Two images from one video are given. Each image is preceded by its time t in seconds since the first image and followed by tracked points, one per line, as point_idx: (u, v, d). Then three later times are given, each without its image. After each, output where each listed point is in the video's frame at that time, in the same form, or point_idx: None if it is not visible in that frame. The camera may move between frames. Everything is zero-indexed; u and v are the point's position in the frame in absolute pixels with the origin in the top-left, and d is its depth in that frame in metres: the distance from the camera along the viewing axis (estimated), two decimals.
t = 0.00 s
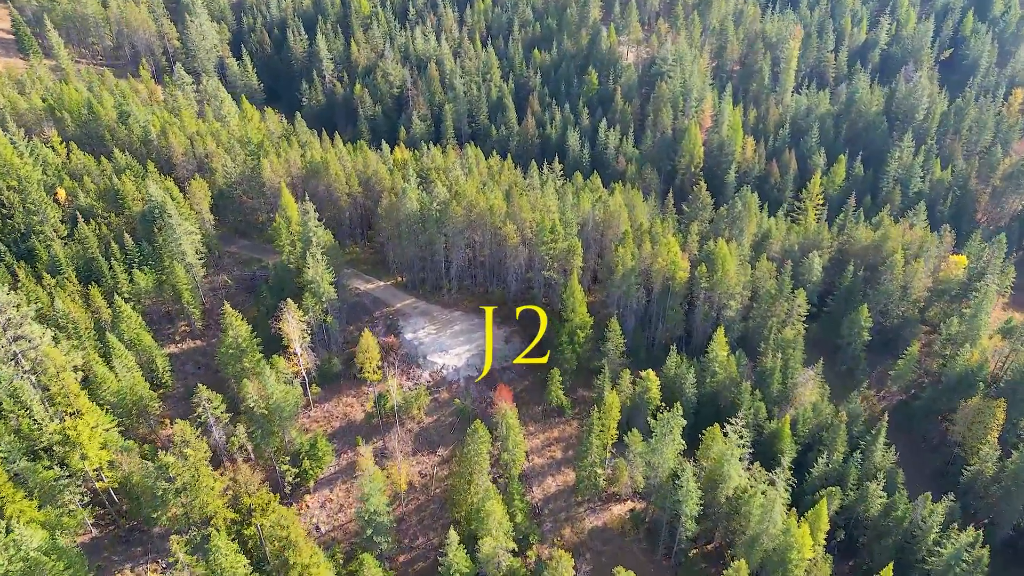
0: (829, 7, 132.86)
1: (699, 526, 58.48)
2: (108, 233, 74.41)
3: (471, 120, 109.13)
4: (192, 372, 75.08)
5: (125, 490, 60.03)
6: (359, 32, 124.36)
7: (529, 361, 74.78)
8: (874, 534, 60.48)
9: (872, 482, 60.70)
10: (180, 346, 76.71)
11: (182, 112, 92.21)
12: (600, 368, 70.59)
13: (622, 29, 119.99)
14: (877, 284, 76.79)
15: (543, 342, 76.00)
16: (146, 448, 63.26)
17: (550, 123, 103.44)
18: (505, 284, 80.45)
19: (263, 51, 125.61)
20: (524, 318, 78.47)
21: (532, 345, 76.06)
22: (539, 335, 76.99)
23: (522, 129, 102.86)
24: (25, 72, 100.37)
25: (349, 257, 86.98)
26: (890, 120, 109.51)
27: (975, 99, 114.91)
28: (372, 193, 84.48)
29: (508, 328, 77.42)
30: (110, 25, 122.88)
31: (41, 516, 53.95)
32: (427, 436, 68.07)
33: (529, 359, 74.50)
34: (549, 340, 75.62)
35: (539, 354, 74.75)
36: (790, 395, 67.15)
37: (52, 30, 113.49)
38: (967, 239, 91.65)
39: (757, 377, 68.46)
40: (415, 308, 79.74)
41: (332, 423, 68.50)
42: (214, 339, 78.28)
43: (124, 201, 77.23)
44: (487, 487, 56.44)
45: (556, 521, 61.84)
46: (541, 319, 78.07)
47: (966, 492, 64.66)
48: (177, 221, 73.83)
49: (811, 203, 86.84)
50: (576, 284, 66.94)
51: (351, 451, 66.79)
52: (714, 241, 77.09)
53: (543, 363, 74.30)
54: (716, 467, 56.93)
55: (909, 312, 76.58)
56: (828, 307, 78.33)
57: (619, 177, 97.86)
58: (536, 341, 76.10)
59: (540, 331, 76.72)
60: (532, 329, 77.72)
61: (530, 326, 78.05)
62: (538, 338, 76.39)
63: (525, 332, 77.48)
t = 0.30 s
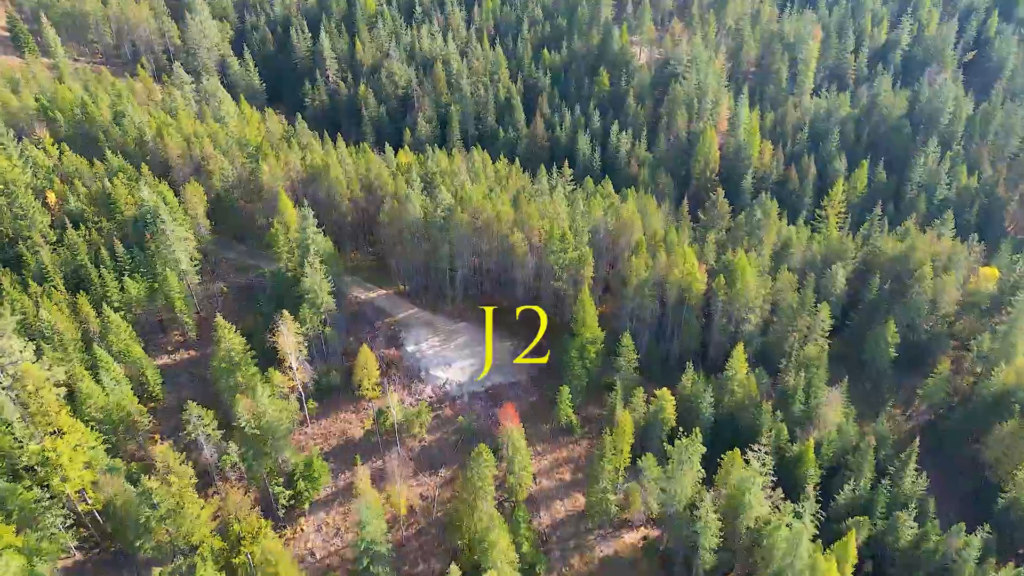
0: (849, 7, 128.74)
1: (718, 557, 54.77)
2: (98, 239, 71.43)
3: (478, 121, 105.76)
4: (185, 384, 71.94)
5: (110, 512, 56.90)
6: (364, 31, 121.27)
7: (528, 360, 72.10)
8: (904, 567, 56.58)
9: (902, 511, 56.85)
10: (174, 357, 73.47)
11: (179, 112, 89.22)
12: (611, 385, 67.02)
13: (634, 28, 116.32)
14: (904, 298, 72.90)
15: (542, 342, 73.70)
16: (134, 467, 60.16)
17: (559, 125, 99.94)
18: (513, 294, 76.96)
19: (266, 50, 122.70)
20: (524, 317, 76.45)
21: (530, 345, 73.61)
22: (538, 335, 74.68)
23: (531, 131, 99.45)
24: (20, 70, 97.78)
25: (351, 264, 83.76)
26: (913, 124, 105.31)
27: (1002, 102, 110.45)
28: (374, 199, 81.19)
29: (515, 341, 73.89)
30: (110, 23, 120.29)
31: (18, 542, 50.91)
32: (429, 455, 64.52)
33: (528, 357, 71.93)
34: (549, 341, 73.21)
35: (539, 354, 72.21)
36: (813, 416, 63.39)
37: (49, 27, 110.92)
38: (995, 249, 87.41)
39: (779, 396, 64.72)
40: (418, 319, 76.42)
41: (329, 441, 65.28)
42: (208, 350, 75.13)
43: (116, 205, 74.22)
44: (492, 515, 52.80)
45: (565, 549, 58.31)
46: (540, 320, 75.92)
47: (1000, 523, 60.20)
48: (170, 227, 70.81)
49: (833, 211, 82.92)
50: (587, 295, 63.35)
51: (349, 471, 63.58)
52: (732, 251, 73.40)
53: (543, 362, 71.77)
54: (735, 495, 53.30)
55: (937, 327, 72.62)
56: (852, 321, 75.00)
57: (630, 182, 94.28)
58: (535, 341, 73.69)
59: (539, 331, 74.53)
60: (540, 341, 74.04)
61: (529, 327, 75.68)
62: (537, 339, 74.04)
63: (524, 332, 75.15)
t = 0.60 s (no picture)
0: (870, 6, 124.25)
1: None
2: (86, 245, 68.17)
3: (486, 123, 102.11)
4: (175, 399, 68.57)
5: (91, 539, 53.53)
6: (369, 29, 117.87)
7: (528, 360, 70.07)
8: None
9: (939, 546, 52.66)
10: (165, 369, 70.15)
11: (176, 112, 85.94)
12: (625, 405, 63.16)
13: (648, 27, 112.28)
14: (935, 314, 68.64)
15: (542, 342, 71.09)
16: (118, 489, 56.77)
17: (570, 128, 96.15)
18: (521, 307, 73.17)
19: (268, 48, 119.42)
20: (523, 316, 72.48)
21: (530, 345, 71.10)
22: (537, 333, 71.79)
23: (540, 134, 95.74)
24: (14, 68, 94.91)
25: (352, 272, 80.30)
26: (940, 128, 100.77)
27: None
28: (376, 205, 77.66)
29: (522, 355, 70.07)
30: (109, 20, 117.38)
31: None
32: (430, 479, 60.92)
33: (528, 358, 69.79)
34: (549, 339, 70.72)
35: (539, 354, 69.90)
36: (841, 441, 59.29)
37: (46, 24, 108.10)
38: None
39: (803, 420, 60.68)
40: (421, 332, 72.79)
41: (325, 462, 61.83)
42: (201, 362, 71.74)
43: (106, 210, 70.95)
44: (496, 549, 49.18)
45: None
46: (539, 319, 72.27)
47: None
48: (161, 234, 67.50)
49: (858, 220, 78.64)
50: (600, 311, 59.53)
51: (345, 495, 60.03)
52: (754, 263, 69.37)
53: (543, 362, 69.84)
54: (760, 530, 49.35)
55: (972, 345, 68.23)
56: (880, 338, 71.08)
57: (644, 188, 90.39)
58: (534, 339, 71.21)
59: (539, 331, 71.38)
60: (549, 356, 70.16)
61: (529, 327, 72.32)
62: (536, 337, 71.40)
63: (523, 332, 72.12)
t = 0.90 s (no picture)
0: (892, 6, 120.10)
1: None
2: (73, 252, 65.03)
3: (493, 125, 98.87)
4: (165, 413, 65.41)
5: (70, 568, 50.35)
6: (374, 28, 114.67)
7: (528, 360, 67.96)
8: None
9: None
10: (154, 383, 67.20)
11: (171, 113, 82.90)
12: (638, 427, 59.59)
13: (662, 27, 108.59)
14: (969, 330, 64.59)
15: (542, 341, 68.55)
16: (101, 514, 53.63)
17: (580, 131, 92.86)
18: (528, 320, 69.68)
19: (270, 47, 116.28)
20: (522, 316, 69.47)
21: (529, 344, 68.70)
22: (537, 330, 69.21)
23: (549, 137, 92.27)
24: (7, 66, 92.20)
25: (353, 280, 77.13)
26: (966, 132, 96.58)
27: None
28: (378, 211, 74.32)
29: (529, 370, 66.54)
30: (108, 18, 114.72)
31: None
32: (432, 504, 57.53)
33: (528, 358, 67.64)
34: (549, 338, 68.16)
35: (538, 355, 67.67)
36: (870, 469, 55.38)
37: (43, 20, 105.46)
38: None
39: (829, 444, 56.95)
40: (423, 344, 69.36)
41: (320, 485, 58.70)
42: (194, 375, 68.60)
43: (94, 216, 67.83)
44: None
45: None
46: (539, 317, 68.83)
47: None
48: (151, 241, 64.36)
49: (885, 228, 74.65)
50: (613, 326, 55.92)
51: (341, 521, 56.64)
52: (775, 276, 65.62)
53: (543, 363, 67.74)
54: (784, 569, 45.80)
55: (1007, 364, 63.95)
56: (908, 353, 67.26)
57: (657, 193, 86.93)
58: (534, 337, 68.81)
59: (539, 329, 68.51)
60: (558, 372, 66.59)
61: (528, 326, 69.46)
62: (536, 335, 68.91)
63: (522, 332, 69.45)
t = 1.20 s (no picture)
0: (915, 5, 115.74)
1: None
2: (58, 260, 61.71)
3: (501, 127, 95.31)
4: (154, 431, 62.13)
5: None
6: (378, 26, 111.18)
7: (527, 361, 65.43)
8: None
9: None
10: (142, 399, 63.81)
11: (166, 114, 79.63)
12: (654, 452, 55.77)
13: (677, 26, 104.60)
14: (1007, 351, 60.43)
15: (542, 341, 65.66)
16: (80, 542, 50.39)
17: (592, 135, 89.32)
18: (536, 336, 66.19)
19: (272, 45, 112.80)
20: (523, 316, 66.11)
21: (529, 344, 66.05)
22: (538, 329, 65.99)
23: (559, 140, 88.51)
24: None
25: (352, 290, 73.71)
26: (996, 138, 92.20)
27: None
28: (379, 218, 70.76)
29: (538, 388, 62.62)
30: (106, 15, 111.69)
31: None
32: (433, 534, 53.80)
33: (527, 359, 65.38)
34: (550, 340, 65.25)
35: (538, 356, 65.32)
36: (904, 502, 51.38)
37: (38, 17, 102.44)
38: None
39: (859, 474, 53.07)
40: (425, 359, 65.69)
41: (314, 511, 54.89)
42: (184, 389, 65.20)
43: (81, 222, 64.54)
44: None
45: None
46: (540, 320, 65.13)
47: None
48: (140, 250, 61.10)
49: (915, 240, 70.55)
50: (628, 345, 52.07)
51: (336, 551, 52.65)
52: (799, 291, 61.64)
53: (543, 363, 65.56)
54: None
55: None
56: (939, 375, 63.09)
57: (672, 200, 83.16)
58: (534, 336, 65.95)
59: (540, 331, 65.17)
60: (567, 390, 62.56)
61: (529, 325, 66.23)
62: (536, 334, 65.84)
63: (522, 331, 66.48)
